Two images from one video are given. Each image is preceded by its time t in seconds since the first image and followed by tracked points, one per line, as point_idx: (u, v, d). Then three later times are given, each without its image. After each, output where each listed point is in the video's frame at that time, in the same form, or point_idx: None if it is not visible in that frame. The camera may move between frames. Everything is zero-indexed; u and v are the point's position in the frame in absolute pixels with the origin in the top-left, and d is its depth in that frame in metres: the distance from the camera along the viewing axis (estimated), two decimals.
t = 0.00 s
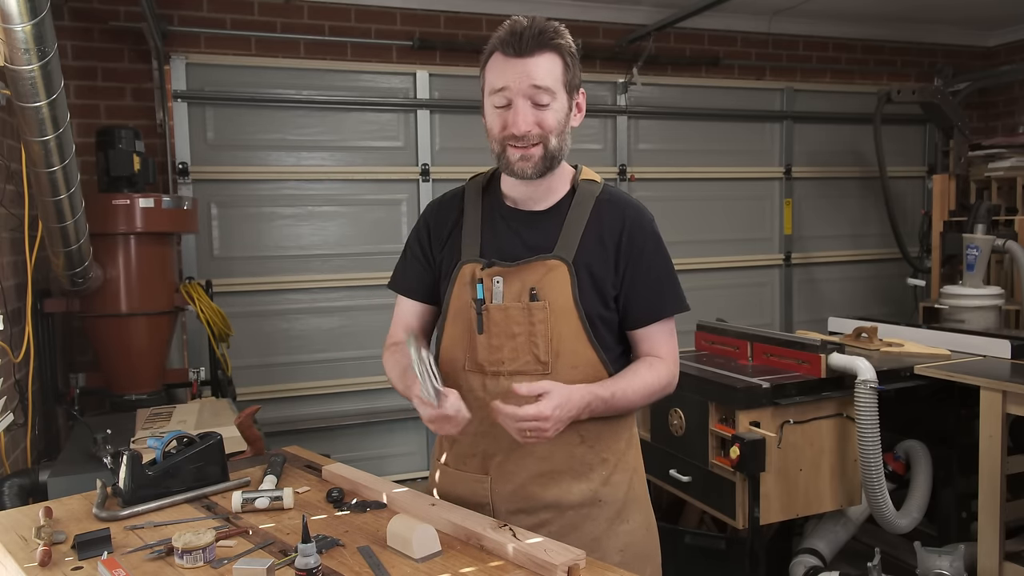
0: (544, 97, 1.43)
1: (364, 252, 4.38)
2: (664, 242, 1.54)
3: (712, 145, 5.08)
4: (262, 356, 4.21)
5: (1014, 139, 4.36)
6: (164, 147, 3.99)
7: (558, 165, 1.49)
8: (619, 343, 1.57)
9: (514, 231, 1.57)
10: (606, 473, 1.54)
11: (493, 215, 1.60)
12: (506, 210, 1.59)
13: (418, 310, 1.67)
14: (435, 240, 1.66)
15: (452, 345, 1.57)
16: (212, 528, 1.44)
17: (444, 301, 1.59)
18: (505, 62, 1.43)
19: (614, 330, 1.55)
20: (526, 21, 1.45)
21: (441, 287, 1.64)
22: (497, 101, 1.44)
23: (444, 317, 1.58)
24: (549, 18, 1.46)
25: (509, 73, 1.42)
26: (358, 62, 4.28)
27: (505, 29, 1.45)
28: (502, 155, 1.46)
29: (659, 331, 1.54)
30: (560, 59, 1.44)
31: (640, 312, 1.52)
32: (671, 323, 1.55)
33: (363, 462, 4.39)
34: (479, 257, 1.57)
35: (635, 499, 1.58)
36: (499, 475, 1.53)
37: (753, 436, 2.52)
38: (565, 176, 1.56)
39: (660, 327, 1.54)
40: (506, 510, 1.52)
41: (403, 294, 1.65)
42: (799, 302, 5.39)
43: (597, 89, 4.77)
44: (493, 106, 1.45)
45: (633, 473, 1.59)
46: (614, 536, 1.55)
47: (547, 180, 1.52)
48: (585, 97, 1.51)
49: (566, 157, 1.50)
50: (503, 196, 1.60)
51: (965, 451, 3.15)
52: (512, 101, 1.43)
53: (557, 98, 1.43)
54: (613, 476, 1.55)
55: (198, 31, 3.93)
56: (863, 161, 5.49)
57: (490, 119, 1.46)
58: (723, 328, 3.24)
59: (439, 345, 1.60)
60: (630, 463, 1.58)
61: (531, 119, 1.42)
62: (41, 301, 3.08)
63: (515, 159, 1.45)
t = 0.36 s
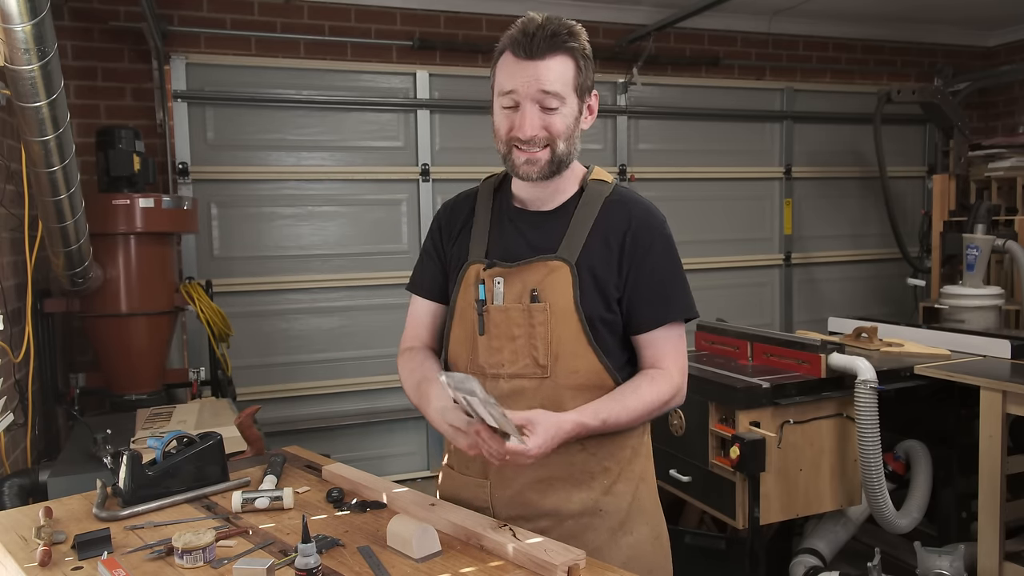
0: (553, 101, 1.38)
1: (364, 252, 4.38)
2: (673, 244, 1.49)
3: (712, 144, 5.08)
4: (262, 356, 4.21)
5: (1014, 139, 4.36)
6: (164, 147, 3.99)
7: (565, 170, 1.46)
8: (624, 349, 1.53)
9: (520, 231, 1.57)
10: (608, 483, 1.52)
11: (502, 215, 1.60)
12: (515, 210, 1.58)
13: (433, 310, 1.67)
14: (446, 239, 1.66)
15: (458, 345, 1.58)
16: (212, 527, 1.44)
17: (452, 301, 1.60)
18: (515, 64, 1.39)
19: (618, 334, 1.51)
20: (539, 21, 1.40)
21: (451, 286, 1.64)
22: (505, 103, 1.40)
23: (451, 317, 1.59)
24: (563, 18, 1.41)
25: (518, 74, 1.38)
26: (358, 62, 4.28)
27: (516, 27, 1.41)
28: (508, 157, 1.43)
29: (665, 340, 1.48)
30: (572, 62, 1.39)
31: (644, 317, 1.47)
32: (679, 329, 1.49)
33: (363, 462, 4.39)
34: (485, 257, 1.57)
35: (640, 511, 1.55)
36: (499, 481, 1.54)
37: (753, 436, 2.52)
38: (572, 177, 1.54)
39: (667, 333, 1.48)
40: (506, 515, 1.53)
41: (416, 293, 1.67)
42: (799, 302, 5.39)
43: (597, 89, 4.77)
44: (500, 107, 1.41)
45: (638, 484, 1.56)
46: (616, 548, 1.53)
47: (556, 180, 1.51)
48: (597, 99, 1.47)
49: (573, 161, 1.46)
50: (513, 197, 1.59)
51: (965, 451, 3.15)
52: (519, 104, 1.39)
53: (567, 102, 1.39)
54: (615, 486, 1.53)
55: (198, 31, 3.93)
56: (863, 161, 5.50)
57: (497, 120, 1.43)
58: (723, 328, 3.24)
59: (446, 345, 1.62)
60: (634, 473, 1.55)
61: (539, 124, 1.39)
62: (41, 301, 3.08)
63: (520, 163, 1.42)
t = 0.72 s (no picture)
0: (565, 102, 1.34)
1: (364, 252, 4.38)
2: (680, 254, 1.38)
3: (712, 144, 5.08)
4: (262, 356, 4.21)
5: (1014, 139, 4.37)
6: (164, 146, 3.99)
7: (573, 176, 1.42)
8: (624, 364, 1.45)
9: (523, 238, 1.54)
10: (602, 500, 1.48)
11: (510, 219, 1.58)
12: (522, 215, 1.56)
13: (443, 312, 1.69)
14: (457, 241, 1.67)
15: (461, 351, 1.58)
16: (212, 528, 1.44)
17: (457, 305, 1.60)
18: (530, 59, 1.34)
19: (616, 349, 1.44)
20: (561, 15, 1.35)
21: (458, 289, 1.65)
22: (515, 99, 1.36)
23: (455, 322, 1.59)
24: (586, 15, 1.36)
25: (531, 72, 1.34)
26: (358, 62, 4.28)
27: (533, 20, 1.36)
28: (515, 158, 1.39)
29: (657, 358, 1.32)
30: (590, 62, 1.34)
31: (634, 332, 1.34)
32: (674, 351, 1.34)
33: (363, 462, 4.39)
34: (489, 263, 1.56)
35: (632, 531, 1.52)
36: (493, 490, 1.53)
37: (753, 436, 2.52)
38: (584, 181, 1.48)
39: (659, 352, 1.32)
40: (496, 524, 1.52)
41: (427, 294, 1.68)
42: (799, 302, 5.39)
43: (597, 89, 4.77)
44: (511, 103, 1.37)
45: (633, 503, 1.52)
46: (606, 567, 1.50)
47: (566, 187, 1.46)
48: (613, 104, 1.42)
49: (583, 167, 1.42)
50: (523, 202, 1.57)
51: (965, 451, 3.15)
52: (530, 102, 1.35)
53: (580, 105, 1.35)
54: (608, 505, 1.48)
55: (198, 31, 3.93)
56: (863, 161, 5.50)
57: (507, 117, 1.39)
58: (723, 328, 3.23)
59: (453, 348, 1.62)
60: (630, 491, 1.51)
61: (548, 125, 1.34)
62: (41, 301, 3.08)
63: (527, 165, 1.38)
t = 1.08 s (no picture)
0: (581, 117, 1.30)
1: (364, 252, 4.38)
2: (668, 286, 1.28)
3: (712, 144, 5.08)
4: (262, 356, 4.21)
5: (1014, 139, 4.37)
6: (164, 147, 3.99)
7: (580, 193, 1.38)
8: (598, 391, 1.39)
9: (528, 245, 1.50)
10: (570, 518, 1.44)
11: (522, 221, 1.55)
12: (534, 220, 1.52)
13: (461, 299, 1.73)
14: (474, 229, 1.69)
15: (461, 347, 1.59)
16: (212, 527, 1.44)
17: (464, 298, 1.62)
18: (555, 64, 1.29)
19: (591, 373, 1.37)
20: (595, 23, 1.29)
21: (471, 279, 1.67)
22: (532, 104, 1.32)
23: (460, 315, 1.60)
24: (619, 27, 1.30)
25: (552, 79, 1.29)
26: (358, 62, 4.28)
27: (565, 24, 1.31)
28: (521, 164, 1.37)
29: (610, 380, 1.20)
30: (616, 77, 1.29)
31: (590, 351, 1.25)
32: (634, 378, 1.21)
33: (363, 461, 4.39)
34: (494, 263, 1.55)
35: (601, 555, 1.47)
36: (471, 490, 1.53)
37: (753, 436, 2.52)
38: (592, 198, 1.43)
39: (616, 375, 1.20)
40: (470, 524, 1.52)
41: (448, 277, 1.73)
42: (799, 303, 5.39)
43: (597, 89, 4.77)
44: (528, 108, 1.34)
45: (604, 526, 1.47)
46: None
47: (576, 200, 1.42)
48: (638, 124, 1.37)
49: (593, 184, 1.38)
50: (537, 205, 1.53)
51: (965, 451, 3.15)
52: (546, 110, 1.30)
53: (597, 123, 1.30)
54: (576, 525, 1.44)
55: (198, 31, 3.93)
56: (863, 161, 5.49)
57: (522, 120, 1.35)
58: (723, 328, 3.23)
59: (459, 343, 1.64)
60: (604, 513, 1.47)
61: (559, 138, 1.31)
62: (41, 301, 3.09)
63: (532, 174, 1.35)
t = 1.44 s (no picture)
0: (568, 130, 1.29)
1: (364, 252, 4.38)
2: (667, 294, 1.27)
3: (712, 145, 5.08)
4: (262, 356, 4.21)
5: (1014, 139, 4.37)
6: (164, 147, 3.99)
7: (566, 200, 1.38)
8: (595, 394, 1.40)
9: (524, 245, 1.50)
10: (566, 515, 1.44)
11: (517, 221, 1.54)
12: (530, 220, 1.52)
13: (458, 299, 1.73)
14: (472, 229, 1.68)
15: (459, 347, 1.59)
16: (213, 528, 1.44)
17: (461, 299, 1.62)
18: (547, 76, 1.28)
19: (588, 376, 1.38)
20: (589, 37, 1.28)
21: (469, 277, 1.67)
22: (521, 111, 1.31)
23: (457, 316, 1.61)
24: (613, 41, 1.29)
25: (543, 91, 1.28)
26: (358, 62, 4.28)
27: (562, 34, 1.29)
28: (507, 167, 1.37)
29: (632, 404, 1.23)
30: (608, 93, 1.28)
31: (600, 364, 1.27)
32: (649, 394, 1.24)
33: (363, 461, 4.39)
34: (490, 262, 1.55)
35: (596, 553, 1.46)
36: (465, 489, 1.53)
37: (753, 436, 2.52)
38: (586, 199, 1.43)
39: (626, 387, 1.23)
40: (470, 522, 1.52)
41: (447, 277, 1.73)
42: (799, 302, 5.39)
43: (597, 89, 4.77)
44: (517, 113, 1.33)
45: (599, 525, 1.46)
46: None
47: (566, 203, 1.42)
48: (630, 137, 1.37)
49: (581, 193, 1.38)
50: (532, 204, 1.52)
51: (965, 451, 3.15)
52: (534, 120, 1.30)
53: (582, 137, 1.30)
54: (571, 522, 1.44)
55: (198, 31, 3.93)
56: (863, 161, 5.49)
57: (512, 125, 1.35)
58: (723, 328, 3.23)
59: (457, 343, 1.64)
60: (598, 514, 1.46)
61: (545, 147, 1.31)
62: (41, 301, 3.09)
63: (517, 177, 1.36)
